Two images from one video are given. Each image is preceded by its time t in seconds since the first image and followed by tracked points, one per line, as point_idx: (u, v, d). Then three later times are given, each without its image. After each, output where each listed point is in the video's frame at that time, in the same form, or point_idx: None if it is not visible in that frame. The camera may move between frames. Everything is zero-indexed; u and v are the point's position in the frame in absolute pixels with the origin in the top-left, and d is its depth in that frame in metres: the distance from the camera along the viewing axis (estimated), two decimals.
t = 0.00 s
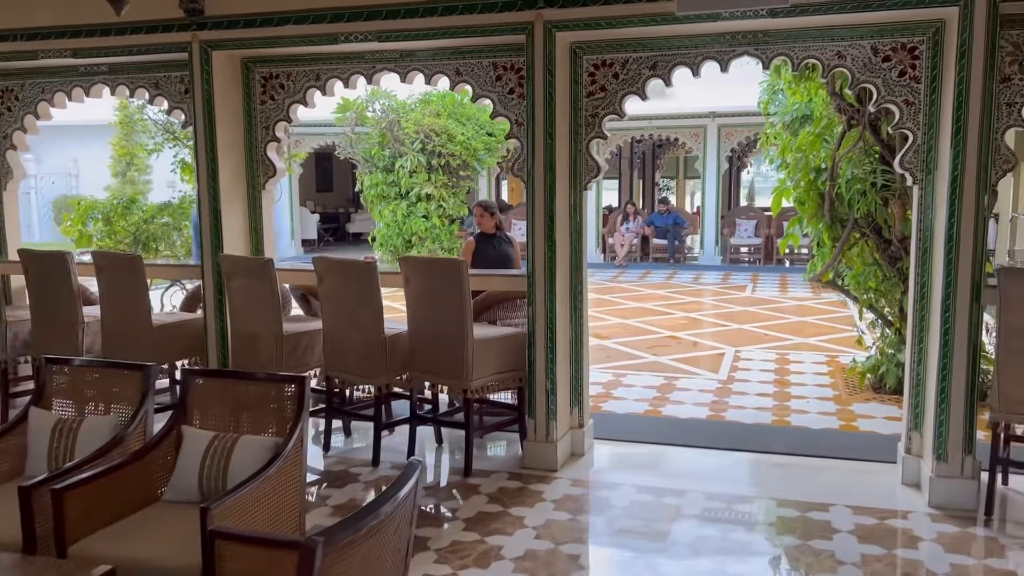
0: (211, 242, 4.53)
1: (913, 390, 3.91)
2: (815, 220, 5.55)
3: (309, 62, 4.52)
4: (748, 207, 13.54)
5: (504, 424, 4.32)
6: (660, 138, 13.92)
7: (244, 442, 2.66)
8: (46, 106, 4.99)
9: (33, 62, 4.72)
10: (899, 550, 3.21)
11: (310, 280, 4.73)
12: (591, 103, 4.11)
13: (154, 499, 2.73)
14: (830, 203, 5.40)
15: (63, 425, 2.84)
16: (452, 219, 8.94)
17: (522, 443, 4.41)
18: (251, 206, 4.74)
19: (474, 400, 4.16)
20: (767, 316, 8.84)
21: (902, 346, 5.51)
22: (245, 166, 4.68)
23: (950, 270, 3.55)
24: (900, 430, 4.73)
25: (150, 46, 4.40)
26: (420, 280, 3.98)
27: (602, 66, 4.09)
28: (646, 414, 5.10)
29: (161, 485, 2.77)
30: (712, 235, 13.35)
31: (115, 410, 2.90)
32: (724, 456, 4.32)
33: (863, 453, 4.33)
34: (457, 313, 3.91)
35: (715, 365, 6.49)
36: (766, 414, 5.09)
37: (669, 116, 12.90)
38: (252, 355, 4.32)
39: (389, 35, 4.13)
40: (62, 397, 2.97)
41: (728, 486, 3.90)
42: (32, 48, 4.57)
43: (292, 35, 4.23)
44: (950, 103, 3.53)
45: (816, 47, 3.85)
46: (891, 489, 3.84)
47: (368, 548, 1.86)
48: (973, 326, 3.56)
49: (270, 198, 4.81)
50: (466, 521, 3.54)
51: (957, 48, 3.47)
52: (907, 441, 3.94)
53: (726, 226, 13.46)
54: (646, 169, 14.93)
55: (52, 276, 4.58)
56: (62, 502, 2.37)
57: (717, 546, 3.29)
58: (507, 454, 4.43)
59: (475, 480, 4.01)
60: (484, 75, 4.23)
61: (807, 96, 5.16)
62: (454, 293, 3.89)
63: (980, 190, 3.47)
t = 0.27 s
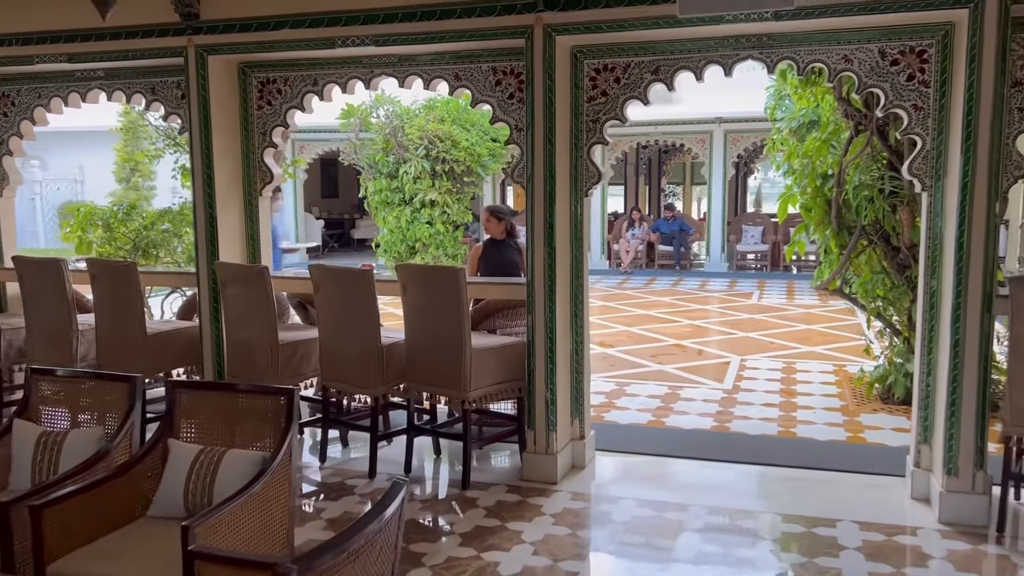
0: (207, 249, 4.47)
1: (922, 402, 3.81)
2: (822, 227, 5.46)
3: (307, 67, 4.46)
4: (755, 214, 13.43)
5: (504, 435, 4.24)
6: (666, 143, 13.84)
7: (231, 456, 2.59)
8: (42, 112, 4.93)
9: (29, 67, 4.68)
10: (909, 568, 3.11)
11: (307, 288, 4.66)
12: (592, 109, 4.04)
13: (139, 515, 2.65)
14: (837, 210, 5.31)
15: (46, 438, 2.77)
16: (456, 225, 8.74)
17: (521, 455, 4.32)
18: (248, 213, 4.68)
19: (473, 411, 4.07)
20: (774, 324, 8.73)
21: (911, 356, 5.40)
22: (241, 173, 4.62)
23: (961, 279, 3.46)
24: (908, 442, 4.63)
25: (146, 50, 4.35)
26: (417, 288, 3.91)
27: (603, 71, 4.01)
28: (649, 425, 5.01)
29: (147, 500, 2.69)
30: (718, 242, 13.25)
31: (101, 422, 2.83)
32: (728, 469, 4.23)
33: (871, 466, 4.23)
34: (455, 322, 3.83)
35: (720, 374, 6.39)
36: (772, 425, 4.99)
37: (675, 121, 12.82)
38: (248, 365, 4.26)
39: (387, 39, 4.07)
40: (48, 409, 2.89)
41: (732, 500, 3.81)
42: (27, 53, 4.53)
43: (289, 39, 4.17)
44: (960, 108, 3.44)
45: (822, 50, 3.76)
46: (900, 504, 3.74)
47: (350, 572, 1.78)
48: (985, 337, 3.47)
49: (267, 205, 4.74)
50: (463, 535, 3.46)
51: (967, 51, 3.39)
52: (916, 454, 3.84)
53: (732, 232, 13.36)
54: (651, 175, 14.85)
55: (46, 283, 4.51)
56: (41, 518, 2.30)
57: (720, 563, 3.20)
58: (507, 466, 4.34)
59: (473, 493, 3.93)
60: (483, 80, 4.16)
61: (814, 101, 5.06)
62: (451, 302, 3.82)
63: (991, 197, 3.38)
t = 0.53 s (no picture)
0: (214, 258, 4.40)
1: (949, 418, 3.67)
2: (843, 236, 5.33)
3: (316, 74, 4.39)
4: (773, 222, 13.28)
5: (515, 450, 4.14)
6: (683, 151, 13.71)
7: (229, 474, 2.50)
8: (51, 120, 4.91)
9: (37, 75, 4.65)
10: None
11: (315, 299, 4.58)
12: (605, 115, 3.94)
13: (135, 534, 2.56)
14: (859, 219, 5.17)
15: (43, 453, 2.69)
16: (470, 233, 8.67)
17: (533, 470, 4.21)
18: (256, 222, 4.61)
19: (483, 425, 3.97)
20: (793, 334, 8.58)
21: (936, 369, 5.25)
22: (250, 181, 4.55)
23: (990, 291, 3.32)
24: (934, 459, 4.48)
25: (154, 58, 4.31)
26: (426, 299, 3.82)
27: (618, 76, 3.91)
28: (665, 439, 4.89)
29: (143, 519, 2.61)
30: (736, 251, 13.09)
31: (99, 437, 2.75)
32: (746, 487, 4.09)
33: (895, 484, 4.09)
34: (465, 333, 3.74)
35: (738, 386, 6.25)
36: (791, 439, 4.85)
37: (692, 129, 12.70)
38: (254, 377, 4.18)
39: (397, 45, 4.00)
40: (45, 423, 2.82)
41: (751, 520, 3.68)
42: (35, 60, 4.50)
43: (297, 45, 4.11)
44: (989, 114, 3.31)
45: (843, 55, 3.64)
46: (926, 525, 3.60)
47: None
48: (1015, 352, 3.32)
49: (276, 214, 4.68)
50: (471, 555, 3.35)
51: (995, 55, 3.26)
52: (942, 473, 3.70)
53: (750, 241, 13.21)
54: (668, 184, 14.72)
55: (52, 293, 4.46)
56: (30, 537, 2.21)
57: None
58: (517, 481, 4.23)
59: (483, 510, 3.82)
60: (494, 86, 4.08)
61: (833, 108, 4.94)
62: (461, 314, 3.72)
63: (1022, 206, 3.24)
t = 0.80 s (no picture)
0: (230, 277, 4.33)
1: (991, 447, 3.48)
2: (874, 254, 5.16)
3: (334, 90, 4.33)
4: (800, 238, 13.07)
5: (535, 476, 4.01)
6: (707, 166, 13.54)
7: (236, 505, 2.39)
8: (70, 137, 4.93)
9: (55, 92, 4.63)
10: None
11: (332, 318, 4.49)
12: (629, 131, 3.82)
13: (139, 567, 2.46)
14: (891, 237, 5.00)
15: (46, 481, 2.61)
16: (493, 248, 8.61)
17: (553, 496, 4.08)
18: (273, 240, 4.54)
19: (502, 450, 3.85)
20: (822, 353, 8.37)
21: (974, 393, 5.04)
22: (267, 198, 4.49)
23: None
24: (973, 488, 4.28)
25: (171, 74, 4.27)
26: (444, 319, 3.71)
27: (642, 91, 3.81)
28: (691, 464, 4.73)
29: (148, 551, 2.51)
30: (762, 267, 12.89)
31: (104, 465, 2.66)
32: (776, 516, 3.93)
33: (933, 515, 3.90)
34: (483, 355, 3.62)
35: (766, 408, 6.08)
36: (822, 465, 4.68)
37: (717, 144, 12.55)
38: (269, 398, 4.08)
39: (415, 60, 3.91)
40: (50, 450, 2.74)
41: (781, 552, 3.52)
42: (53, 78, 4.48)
43: (315, 61, 4.04)
44: None
45: (877, 68, 3.51)
46: (968, 560, 3.42)
47: None
48: None
49: (293, 232, 4.60)
50: None
51: None
52: (984, 504, 3.51)
53: (776, 257, 13.00)
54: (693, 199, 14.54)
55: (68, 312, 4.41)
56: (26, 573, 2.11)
57: None
58: (538, 508, 4.10)
59: (502, 539, 3.69)
60: (515, 101, 3.98)
61: (864, 123, 4.79)
62: (479, 335, 3.61)
63: None
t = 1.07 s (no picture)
0: (254, 293, 4.29)
1: None
2: (916, 267, 4.96)
3: (359, 104, 4.27)
4: (837, 251, 12.77)
5: (563, 498, 3.88)
6: (741, 178, 13.33)
7: (249, 532, 2.31)
8: (97, 154, 4.97)
9: (83, 109, 4.68)
10: None
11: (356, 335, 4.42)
12: (659, 142, 3.71)
13: None
14: (934, 249, 4.81)
15: (60, 503, 2.54)
16: (523, 262, 8.53)
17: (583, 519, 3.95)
18: (297, 256, 4.48)
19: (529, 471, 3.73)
20: (862, 370, 8.12)
21: None
22: (291, 213, 4.44)
23: None
24: None
25: (196, 89, 4.26)
26: (469, 336, 3.61)
27: (672, 101, 3.69)
28: (725, 486, 4.56)
29: None
30: (799, 281, 12.62)
31: (117, 487, 2.59)
32: (815, 542, 3.75)
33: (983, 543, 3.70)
34: (509, 373, 3.51)
35: (804, 427, 5.88)
36: (864, 488, 4.48)
37: (751, 156, 12.35)
38: (292, 416, 4.01)
39: (439, 73, 3.84)
40: (66, 471, 2.68)
41: None
42: (80, 94, 4.53)
43: (339, 74, 3.99)
44: None
45: (919, 73, 3.35)
46: None
47: None
48: None
49: (318, 248, 4.55)
50: None
51: None
52: None
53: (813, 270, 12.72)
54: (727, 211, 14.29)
55: (92, 330, 4.41)
56: None
57: None
58: (566, 531, 3.97)
59: (528, 564, 3.57)
60: (541, 113, 3.89)
61: (904, 133, 4.62)
62: (505, 353, 3.51)
63: None
